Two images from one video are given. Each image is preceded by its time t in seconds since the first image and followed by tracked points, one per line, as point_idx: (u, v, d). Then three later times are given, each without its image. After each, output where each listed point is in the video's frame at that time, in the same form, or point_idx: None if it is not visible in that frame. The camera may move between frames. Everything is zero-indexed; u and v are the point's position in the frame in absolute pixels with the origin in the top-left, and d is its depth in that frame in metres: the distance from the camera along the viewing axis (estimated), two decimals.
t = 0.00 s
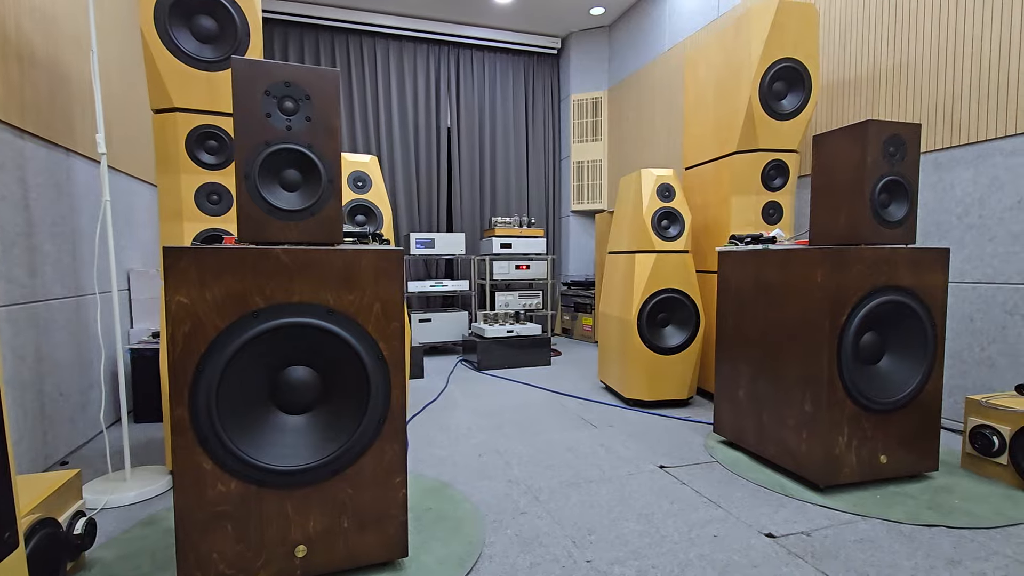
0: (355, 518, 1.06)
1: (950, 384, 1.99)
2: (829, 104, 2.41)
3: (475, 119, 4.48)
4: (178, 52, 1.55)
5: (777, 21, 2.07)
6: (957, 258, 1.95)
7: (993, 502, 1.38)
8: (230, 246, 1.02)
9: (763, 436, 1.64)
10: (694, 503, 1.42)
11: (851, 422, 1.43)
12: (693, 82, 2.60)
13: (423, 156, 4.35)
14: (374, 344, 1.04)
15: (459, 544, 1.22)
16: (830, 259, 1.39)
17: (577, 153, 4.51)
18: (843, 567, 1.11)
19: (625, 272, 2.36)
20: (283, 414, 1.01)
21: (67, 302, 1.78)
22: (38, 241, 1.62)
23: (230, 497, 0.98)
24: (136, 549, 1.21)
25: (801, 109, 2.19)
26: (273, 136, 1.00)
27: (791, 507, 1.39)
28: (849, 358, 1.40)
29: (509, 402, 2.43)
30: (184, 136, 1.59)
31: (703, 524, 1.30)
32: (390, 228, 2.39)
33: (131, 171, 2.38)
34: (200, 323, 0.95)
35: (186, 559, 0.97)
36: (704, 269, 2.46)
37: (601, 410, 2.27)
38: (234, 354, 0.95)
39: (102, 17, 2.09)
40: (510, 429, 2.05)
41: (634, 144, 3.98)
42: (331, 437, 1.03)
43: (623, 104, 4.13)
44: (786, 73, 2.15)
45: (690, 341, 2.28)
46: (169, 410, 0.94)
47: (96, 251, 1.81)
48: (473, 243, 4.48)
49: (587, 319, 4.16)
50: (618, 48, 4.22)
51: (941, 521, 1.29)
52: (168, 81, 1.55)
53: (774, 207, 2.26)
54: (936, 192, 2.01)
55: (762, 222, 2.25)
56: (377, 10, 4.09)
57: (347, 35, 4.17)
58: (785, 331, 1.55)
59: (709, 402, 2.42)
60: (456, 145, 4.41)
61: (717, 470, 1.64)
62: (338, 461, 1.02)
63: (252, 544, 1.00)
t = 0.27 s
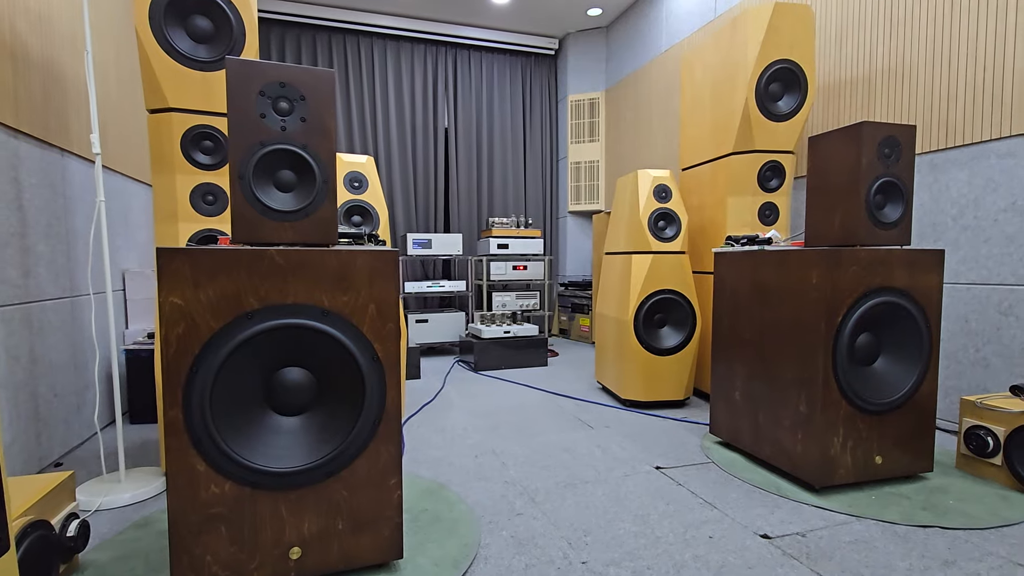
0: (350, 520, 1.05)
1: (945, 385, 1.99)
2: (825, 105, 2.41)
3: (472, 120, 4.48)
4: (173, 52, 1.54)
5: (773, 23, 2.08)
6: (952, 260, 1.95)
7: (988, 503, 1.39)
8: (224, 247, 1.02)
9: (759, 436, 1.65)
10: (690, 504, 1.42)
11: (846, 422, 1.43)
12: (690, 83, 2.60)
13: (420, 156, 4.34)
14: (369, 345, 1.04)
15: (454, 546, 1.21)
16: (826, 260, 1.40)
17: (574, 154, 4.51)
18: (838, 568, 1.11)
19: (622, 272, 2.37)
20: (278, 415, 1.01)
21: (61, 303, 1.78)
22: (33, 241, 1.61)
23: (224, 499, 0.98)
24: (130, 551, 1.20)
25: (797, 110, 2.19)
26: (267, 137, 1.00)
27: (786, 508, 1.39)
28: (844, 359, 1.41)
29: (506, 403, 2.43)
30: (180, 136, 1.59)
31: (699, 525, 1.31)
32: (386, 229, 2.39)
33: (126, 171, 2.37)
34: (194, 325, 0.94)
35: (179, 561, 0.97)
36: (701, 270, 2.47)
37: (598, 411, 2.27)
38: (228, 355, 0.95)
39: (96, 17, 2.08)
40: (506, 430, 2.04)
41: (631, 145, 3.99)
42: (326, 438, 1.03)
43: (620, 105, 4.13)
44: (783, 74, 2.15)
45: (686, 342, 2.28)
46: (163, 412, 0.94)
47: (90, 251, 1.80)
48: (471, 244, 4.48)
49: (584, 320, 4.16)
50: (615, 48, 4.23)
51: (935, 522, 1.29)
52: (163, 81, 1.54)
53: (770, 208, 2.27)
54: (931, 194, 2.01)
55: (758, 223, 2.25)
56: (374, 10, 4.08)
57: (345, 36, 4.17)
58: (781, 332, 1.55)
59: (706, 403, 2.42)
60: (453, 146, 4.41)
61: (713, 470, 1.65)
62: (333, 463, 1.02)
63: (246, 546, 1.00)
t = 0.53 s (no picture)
0: (345, 522, 1.05)
1: (942, 387, 2.00)
2: (822, 107, 2.42)
3: (470, 120, 4.48)
4: (169, 52, 1.54)
5: (770, 25, 2.08)
6: (948, 261, 1.96)
7: (983, 504, 1.39)
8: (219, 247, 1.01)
9: (755, 438, 1.65)
10: (687, 506, 1.42)
11: (842, 424, 1.43)
12: (688, 85, 2.60)
13: (418, 157, 4.34)
14: (364, 347, 1.03)
15: (450, 548, 1.21)
16: (822, 262, 1.40)
17: (572, 155, 4.52)
18: (834, 570, 1.11)
19: (619, 273, 2.37)
20: (273, 417, 1.01)
21: (56, 304, 1.77)
22: (28, 242, 1.61)
23: (219, 501, 0.98)
24: (125, 553, 1.20)
25: (794, 112, 2.20)
26: (263, 138, 1.00)
27: (782, 509, 1.39)
28: (840, 360, 1.41)
29: (503, 404, 2.43)
30: (176, 136, 1.58)
31: (695, 526, 1.31)
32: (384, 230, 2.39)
33: (123, 171, 2.36)
34: (189, 326, 0.94)
35: (173, 563, 0.96)
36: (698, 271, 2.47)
37: (595, 412, 2.27)
38: (223, 356, 0.94)
39: (93, 17, 2.07)
40: (503, 431, 2.04)
41: (629, 146, 3.99)
42: (321, 440, 1.02)
43: (618, 106, 4.13)
44: (780, 76, 2.16)
45: (683, 344, 2.28)
46: (157, 413, 0.93)
47: (86, 252, 1.79)
48: (469, 244, 4.47)
49: (582, 321, 4.16)
50: (613, 49, 4.23)
51: (931, 523, 1.30)
52: (159, 82, 1.54)
53: (767, 210, 2.27)
54: (928, 195, 2.02)
55: (755, 224, 2.26)
56: (372, 11, 4.08)
57: (343, 36, 4.16)
58: (777, 334, 1.55)
59: (703, 404, 2.42)
60: (451, 147, 4.41)
61: (709, 472, 1.65)
62: (328, 464, 1.02)
63: (241, 548, 0.99)
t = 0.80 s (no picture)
0: (341, 524, 1.05)
1: (938, 388, 2.00)
2: (820, 109, 2.43)
3: (469, 122, 4.48)
4: (166, 53, 1.54)
5: (768, 27, 2.09)
6: (945, 263, 1.96)
7: (979, 506, 1.39)
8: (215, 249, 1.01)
9: (752, 439, 1.65)
10: (683, 507, 1.42)
11: (839, 426, 1.43)
12: (685, 87, 2.61)
13: (417, 158, 4.34)
14: (361, 348, 1.03)
15: (447, 550, 1.21)
16: (818, 263, 1.40)
17: (571, 156, 4.52)
18: (830, 572, 1.11)
19: (617, 275, 2.37)
20: (269, 419, 1.01)
21: (53, 304, 1.77)
22: (24, 243, 1.60)
23: (215, 503, 0.97)
24: (120, 554, 1.19)
25: (792, 114, 2.20)
26: (259, 140, 1.00)
27: (779, 511, 1.39)
28: (837, 363, 1.41)
29: (501, 405, 2.43)
30: (173, 137, 1.58)
31: (692, 528, 1.31)
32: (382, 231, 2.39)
33: (120, 172, 2.36)
34: (185, 328, 0.94)
35: (168, 565, 0.96)
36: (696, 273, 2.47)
37: (593, 414, 2.27)
38: (219, 358, 0.94)
39: (90, 18, 2.07)
40: (500, 433, 2.04)
41: (627, 147, 3.99)
42: (317, 442, 1.02)
43: (617, 108, 4.14)
44: (777, 78, 2.16)
45: (681, 345, 2.29)
46: (153, 415, 0.93)
47: (83, 253, 1.79)
48: (467, 246, 4.48)
49: (580, 322, 4.16)
50: (612, 51, 4.24)
51: (927, 525, 1.30)
52: (156, 83, 1.54)
53: (764, 212, 2.27)
54: (924, 198, 2.02)
55: (752, 226, 2.26)
56: (371, 12, 4.08)
57: (341, 37, 4.17)
58: (774, 336, 1.55)
59: (700, 405, 2.42)
60: (450, 148, 4.41)
61: (706, 474, 1.65)
62: (324, 466, 1.02)
63: (236, 550, 0.99)
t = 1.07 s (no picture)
0: (338, 525, 1.05)
1: (935, 390, 2.00)
2: (817, 111, 2.43)
3: (468, 123, 4.48)
4: (164, 54, 1.54)
5: (765, 30, 2.09)
6: (941, 265, 1.97)
7: (976, 508, 1.40)
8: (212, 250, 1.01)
9: (749, 441, 1.65)
10: (680, 509, 1.42)
11: (836, 428, 1.44)
12: (684, 88, 2.61)
13: (416, 159, 4.34)
14: (358, 350, 1.03)
15: (444, 551, 1.21)
16: (815, 265, 1.40)
17: (569, 157, 4.53)
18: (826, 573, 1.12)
19: (615, 277, 2.37)
20: (266, 420, 1.01)
21: (50, 305, 1.77)
22: (22, 243, 1.60)
23: (211, 504, 0.97)
24: (116, 556, 1.19)
25: (790, 116, 2.21)
26: (256, 141, 1.00)
27: (776, 512, 1.40)
28: (834, 365, 1.41)
29: (499, 406, 2.43)
30: (171, 138, 1.58)
31: (689, 530, 1.31)
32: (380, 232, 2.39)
33: (118, 173, 2.36)
34: (182, 329, 0.94)
35: (165, 567, 0.96)
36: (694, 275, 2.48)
37: (591, 415, 2.27)
38: (216, 359, 0.94)
39: (88, 19, 2.08)
40: (498, 434, 2.04)
41: (625, 149, 4.00)
42: (314, 443, 1.02)
43: (615, 110, 4.15)
44: (775, 80, 2.17)
45: (679, 347, 2.29)
46: (149, 416, 0.93)
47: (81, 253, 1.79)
48: (466, 247, 4.48)
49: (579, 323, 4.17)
50: (610, 53, 4.25)
51: (924, 527, 1.30)
52: (155, 84, 1.54)
53: (762, 213, 2.28)
54: (921, 200, 2.03)
55: (750, 228, 2.26)
56: (370, 13, 4.09)
57: (340, 38, 4.17)
58: (771, 337, 1.55)
59: (698, 407, 2.43)
60: (449, 149, 4.42)
61: (704, 475, 1.65)
62: (321, 467, 1.02)
63: (233, 552, 0.99)
